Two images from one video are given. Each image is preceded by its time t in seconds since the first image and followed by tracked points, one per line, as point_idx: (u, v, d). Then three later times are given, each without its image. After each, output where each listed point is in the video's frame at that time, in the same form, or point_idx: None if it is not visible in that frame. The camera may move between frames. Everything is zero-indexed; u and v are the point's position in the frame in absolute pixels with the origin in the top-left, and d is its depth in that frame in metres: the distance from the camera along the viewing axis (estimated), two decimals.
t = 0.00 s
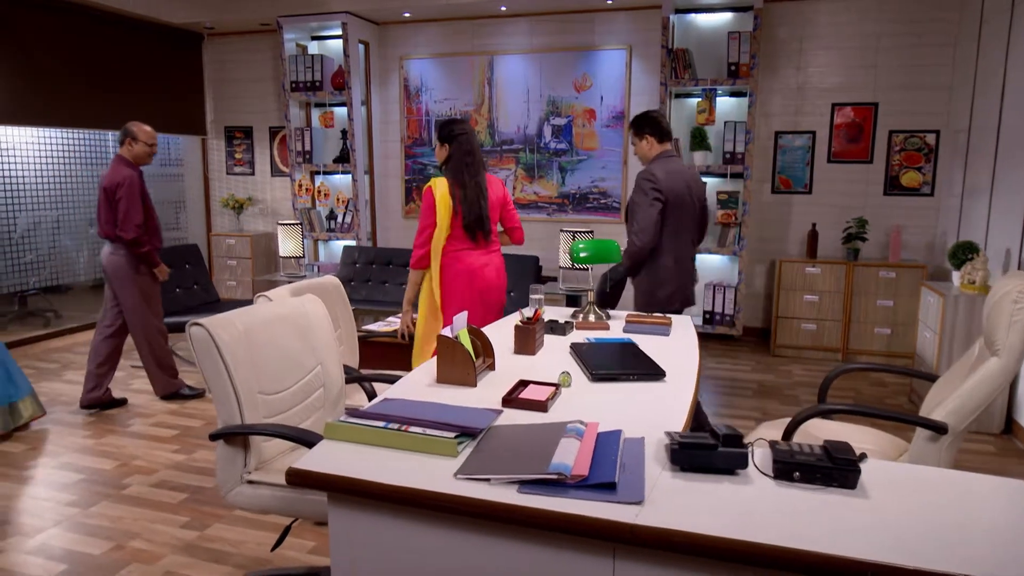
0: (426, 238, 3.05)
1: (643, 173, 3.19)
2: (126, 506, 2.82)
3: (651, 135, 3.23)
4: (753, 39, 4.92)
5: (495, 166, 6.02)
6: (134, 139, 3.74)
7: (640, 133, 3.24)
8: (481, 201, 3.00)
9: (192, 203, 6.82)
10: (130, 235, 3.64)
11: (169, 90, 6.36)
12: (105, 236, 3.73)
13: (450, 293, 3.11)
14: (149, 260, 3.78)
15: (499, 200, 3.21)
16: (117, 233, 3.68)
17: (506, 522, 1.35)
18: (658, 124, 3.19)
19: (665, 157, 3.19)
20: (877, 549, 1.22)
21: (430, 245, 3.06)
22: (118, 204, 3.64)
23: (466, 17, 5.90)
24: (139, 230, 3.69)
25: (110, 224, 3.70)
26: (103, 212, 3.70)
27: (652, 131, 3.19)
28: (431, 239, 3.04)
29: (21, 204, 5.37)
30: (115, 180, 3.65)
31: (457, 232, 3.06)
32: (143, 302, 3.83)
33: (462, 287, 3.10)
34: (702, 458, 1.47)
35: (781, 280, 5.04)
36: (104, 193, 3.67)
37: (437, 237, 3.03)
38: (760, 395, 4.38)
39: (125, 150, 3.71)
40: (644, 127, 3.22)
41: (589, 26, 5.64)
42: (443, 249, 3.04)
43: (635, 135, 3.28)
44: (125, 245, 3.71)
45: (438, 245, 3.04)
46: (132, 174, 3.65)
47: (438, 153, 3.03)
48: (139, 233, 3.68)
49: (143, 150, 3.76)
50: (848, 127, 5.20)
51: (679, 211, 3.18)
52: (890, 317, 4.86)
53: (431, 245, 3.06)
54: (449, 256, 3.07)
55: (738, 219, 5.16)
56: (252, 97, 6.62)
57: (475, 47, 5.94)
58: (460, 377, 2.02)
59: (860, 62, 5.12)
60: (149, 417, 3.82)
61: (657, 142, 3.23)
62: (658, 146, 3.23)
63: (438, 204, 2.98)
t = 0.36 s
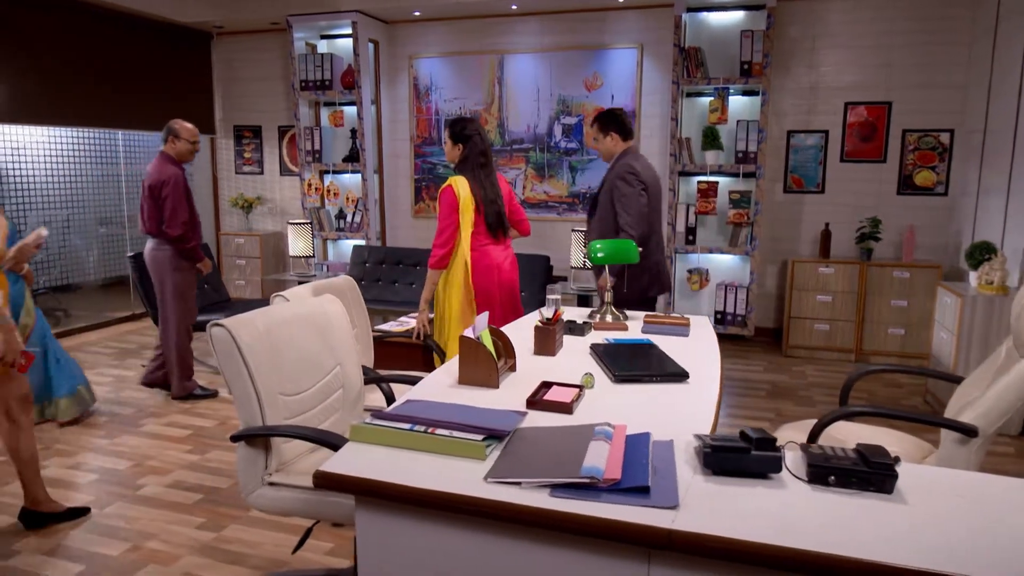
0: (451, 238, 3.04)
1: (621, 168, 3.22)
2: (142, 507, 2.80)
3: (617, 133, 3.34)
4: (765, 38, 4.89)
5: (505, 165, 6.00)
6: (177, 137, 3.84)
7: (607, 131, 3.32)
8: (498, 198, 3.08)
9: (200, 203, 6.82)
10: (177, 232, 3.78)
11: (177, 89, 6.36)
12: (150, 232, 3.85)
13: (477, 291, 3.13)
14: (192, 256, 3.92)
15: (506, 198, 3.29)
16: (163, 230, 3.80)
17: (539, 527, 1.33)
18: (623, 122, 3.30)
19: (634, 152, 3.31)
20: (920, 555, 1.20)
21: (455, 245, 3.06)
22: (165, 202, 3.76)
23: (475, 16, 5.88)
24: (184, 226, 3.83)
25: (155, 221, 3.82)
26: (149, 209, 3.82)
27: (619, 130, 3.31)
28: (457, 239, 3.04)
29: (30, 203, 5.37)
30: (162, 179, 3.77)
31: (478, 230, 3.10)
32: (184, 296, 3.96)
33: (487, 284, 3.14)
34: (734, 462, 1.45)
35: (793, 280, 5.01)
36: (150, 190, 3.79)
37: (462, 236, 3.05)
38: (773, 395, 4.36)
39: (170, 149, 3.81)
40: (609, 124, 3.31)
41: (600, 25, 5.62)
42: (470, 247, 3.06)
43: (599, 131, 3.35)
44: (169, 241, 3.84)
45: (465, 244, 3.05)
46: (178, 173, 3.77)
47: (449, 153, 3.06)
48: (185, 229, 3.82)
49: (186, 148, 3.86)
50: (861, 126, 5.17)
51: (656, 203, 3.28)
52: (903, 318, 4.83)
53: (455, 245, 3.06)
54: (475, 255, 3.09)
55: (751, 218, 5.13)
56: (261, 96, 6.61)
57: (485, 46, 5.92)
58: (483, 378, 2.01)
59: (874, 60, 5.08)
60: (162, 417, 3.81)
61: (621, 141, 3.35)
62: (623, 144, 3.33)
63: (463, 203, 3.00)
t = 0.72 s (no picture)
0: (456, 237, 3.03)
1: (576, 169, 3.37)
2: (155, 509, 2.78)
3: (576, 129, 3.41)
4: (776, 37, 4.87)
5: (512, 164, 5.98)
6: (205, 136, 3.86)
7: (567, 128, 3.40)
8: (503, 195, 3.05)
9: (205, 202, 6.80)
10: (201, 228, 3.78)
11: (183, 88, 6.33)
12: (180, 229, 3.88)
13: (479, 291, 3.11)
14: (218, 254, 3.90)
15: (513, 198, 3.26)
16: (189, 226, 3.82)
17: (574, 532, 1.31)
18: (582, 119, 3.37)
19: (593, 150, 3.40)
20: (965, 561, 1.17)
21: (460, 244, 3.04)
22: (190, 199, 3.78)
23: (482, 15, 5.86)
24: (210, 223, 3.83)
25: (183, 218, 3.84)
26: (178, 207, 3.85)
27: (580, 126, 3.38)
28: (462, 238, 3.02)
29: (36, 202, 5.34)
30: (188, 175, 3.80)
31: (483, 230, 3.07)
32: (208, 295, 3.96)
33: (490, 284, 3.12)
34: (768, 466, 1.43)
35: (803, 280, 4.99)
36: (178, 188, 3.83)
37: (467, 235, 3.03)
38: (785, 396, 4.34)
39: (198, 148, 3.83)
40: (568, 121, 3.38)
41: (608, 23, 5.60)
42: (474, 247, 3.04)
43: (561, 126, 3.42)
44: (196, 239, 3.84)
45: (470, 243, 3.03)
46: (203, 170, 3.78)
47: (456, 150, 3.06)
48: (209, 226, 3.82)
49: (214, 147, 3.87)
50: (871, 125, 5.14)
51: (612, 204, 3.42)
52: (914, 318, 4.81)
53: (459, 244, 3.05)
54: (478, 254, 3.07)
55: (760, 218, 5.11)
56: (267, 95, 6.58)
57: (492, 45, 5.90)
58: (505, 380, 1.98)
59: (884, 59, 5.06)
60: (172, 418, 3.78)
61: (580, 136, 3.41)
62: (583, 141, 3.42)
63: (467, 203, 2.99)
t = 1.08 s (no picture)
0: (457, 237, 2.91)
1: (553, 171, 3.33)
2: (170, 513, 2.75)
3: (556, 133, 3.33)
4: (788, 36, 4.84)
5: (521, 164, 5.96)
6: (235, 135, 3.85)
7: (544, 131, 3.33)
8: (507, 193, 2.87)
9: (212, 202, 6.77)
10: (219, 224, 3.80)
11: (190, 87, 6.30)
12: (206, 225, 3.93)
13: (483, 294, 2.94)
14: (239, 249, 3.93)
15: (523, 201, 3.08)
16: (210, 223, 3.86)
17: (616, 540, 1.28)
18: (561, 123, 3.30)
19: (572, 153, 3.36)
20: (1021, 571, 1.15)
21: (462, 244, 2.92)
22: (210, 195, 3.81)
23: (491, 15, 5.83)
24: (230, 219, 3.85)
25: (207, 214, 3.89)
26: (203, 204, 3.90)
27: (557, 131, 3.31)
28: (463, 238, 2.89)
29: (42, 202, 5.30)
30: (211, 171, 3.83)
31: (488, 232, 2.92)
32: (233, 291, 4.00)
33: (493, 288, 2.96)
34: (810, 472, 1.41)
35: (815, 281, 4.97)
36: (202, 184, 3.87)
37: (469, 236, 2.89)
38: (799, 398, 4.31)
39: (228, 146, 3.84)
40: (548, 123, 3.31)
41: (618, 23, 5.57)
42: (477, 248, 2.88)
43: (538, 130, 3.35)
44: (217, 235, 3.88)
45: (473, 243, 2.87)
46: (224, 167, 3.79)
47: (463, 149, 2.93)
48: (228, 222, 3.83)
49: (245, 146, 3.88)
50: (882, 125, 5.12)
51: (585, 207, 3.44)
52: (926, 319, 4.79)
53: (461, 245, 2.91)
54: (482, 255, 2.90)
55: (772, 218, 5.09)
56: (273, 95, 6.55)
57: (501, 44, 5.88)
58: (531, 384, 1.96)
59: (896, 59, 5.03)
60: (183, 419, 3.75)
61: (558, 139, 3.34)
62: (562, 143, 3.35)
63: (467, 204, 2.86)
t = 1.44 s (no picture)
0: (473, 237, 2.85)
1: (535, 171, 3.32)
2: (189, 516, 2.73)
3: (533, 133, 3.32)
4: (804, 36, 4.81)
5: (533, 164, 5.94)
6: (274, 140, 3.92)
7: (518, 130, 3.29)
8: (519, 194, 2.75)
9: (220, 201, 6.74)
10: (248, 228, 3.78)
11: (199, 86, 6.27)
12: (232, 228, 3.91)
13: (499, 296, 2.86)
14: (265, 254, 3.90)
15: (544, 203, 2.96)
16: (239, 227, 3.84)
17: (668, 549, 1.25)
18: (538, 122, 3.29)
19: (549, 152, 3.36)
20: None
21: (477, 244, 2.85)
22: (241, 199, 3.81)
23: (503, 14, 5.81)
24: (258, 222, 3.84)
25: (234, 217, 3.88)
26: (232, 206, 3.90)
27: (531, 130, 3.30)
28: (478, 238, 2.82)
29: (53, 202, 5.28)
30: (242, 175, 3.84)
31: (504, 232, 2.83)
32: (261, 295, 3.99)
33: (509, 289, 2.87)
34: (862, 479, 1.38)
35: (830, 281, 4.94)
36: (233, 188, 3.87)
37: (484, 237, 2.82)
38: (816, 400, 4.28)
39: (260, 150, 3.89)
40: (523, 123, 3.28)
41: (631, 22, 5.54)
42: (492, 249, 2.79)
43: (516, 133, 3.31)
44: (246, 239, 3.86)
45: (487, 244, 2.80)
46: (255, 171, 3.81)
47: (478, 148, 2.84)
48: (257, 226, 3.80)
49: (278, 151, 3.94)
50: (897, 125, 5.09)
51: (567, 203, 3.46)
52: (943, 320, 4.76)
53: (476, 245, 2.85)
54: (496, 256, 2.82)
55: (786, 219, 5.06)
56: (282, 94, 6.52)
57: (512, 44, 5.85)
58: (563, 387, 1.93)
59: (912, 59, 5.00)
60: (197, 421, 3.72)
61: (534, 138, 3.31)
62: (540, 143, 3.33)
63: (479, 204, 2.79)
